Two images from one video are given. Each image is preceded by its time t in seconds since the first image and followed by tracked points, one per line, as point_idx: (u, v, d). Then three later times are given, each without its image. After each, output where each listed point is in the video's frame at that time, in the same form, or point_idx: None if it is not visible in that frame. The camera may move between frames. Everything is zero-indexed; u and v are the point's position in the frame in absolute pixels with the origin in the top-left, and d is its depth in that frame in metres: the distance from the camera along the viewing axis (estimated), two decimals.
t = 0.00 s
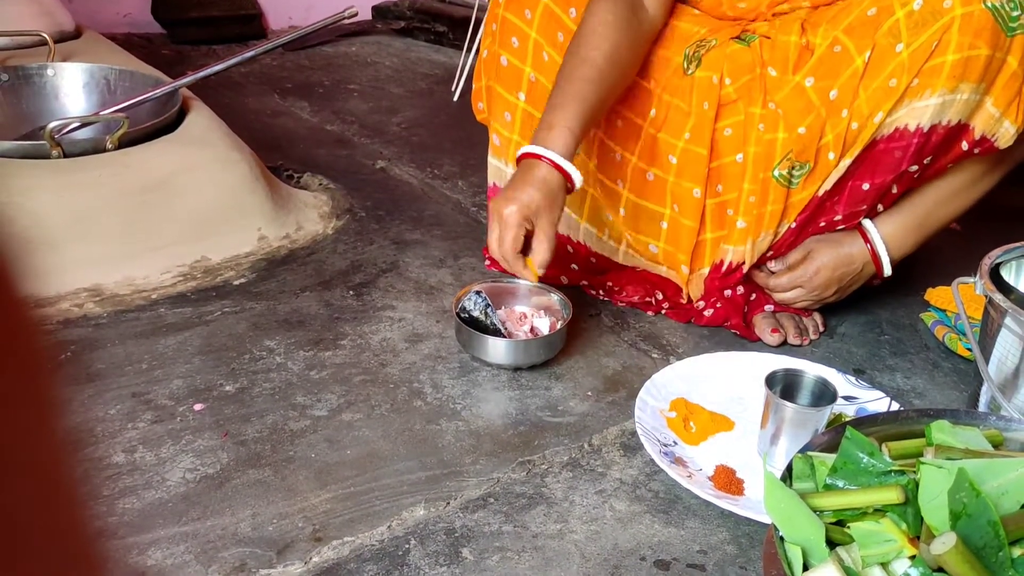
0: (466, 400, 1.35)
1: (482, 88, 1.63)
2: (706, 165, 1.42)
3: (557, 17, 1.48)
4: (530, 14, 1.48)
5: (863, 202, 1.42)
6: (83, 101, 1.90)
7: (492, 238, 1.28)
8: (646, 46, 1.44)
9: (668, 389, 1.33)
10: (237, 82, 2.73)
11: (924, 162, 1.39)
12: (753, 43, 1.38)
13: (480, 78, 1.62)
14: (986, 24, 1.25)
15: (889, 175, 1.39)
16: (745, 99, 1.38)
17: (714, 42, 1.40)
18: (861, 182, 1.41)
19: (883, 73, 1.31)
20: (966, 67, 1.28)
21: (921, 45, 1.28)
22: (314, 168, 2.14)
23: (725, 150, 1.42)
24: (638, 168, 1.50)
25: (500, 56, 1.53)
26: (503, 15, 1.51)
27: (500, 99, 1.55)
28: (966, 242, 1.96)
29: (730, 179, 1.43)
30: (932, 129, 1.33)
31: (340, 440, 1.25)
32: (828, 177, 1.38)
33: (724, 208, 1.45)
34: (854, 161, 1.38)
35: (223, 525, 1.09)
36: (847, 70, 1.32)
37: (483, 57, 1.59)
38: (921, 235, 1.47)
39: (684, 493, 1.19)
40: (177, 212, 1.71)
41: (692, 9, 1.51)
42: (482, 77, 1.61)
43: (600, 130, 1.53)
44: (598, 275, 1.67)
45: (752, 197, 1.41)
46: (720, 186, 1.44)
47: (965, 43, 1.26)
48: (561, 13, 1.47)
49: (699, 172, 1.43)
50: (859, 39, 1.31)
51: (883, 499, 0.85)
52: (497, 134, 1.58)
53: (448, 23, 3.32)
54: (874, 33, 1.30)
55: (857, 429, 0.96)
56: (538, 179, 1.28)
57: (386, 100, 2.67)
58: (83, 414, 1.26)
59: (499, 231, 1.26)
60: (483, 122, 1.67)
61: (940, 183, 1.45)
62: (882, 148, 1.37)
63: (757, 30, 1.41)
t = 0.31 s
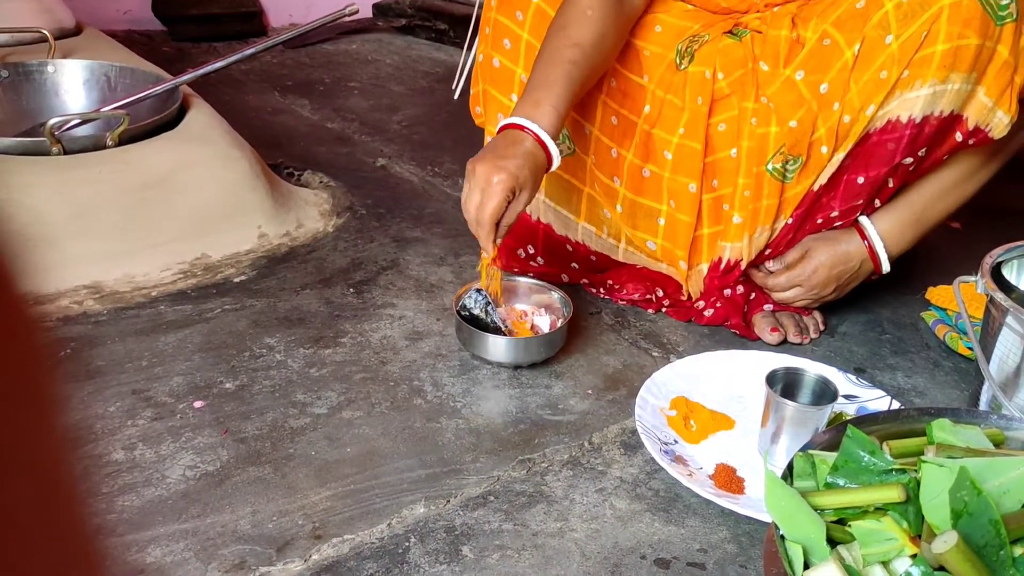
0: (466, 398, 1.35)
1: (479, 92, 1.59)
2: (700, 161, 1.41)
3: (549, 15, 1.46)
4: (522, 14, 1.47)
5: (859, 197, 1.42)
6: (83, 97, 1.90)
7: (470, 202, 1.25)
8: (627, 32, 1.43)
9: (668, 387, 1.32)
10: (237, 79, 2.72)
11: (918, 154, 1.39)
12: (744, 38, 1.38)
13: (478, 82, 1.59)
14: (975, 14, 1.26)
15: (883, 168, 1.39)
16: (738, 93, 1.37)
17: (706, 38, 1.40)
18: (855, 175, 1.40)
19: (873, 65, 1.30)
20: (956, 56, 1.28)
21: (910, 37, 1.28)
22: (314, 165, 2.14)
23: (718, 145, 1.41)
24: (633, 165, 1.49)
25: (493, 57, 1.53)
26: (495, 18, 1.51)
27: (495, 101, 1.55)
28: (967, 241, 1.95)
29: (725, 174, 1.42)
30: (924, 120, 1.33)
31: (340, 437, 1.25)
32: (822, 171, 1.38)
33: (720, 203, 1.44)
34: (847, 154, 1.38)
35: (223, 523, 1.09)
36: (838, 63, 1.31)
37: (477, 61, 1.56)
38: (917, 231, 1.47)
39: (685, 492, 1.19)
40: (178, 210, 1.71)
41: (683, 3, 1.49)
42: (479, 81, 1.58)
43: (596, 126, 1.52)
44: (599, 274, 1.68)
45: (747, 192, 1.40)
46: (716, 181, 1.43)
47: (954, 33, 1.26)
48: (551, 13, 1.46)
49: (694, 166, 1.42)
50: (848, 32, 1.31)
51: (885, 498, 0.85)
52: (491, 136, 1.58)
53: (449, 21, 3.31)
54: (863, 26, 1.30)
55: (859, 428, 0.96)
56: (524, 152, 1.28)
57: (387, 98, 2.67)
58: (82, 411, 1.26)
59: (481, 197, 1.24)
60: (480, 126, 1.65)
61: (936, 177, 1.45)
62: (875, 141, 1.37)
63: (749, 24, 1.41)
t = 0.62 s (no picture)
0: (467, 397, 1.35)
1: (480, 92, 1.59)
2: (701, 160, 1.41)
3: (550, 15, 1.45)
4: (523, 14, 1.47)
5: (860, 196, 1.42)
6: (85, 96, 1.90)
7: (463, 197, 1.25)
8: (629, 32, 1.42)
9: (671, 387, 1.32)
10: (239, 78, 2.72)
11: (920, 154, 1.38)
12: (745, 37, 1.38)
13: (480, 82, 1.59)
14: (975, 12, 1.25)
15: (885, 167, 1.38)
16: (739, 93, 1.37)
17: (707, 36, 1.40)
18: (857, 175, 1.40)
19: (874, 64, 1.30)
20: (957, 55, 1.27)
21: (911, 35, 1.27)
22: (316, 164, 2.14)
23: (719, 144, 1.40)
24: (634, 164, 1.48)
25: (494, 57, 1.52)
26: (497, 17, 1.50)
27: (496, 101, 1.55)
28: (969, 241, 1.95)
29: (726, 173, 1.41)
30: (925, 119, 1.33)
31: (341, 437, 1.25)
32: (823, 171, 1.39)
33: (721, 203, 1.44)
34: (848, 154, 1.38)
35: (224, 522, 1.09)
36: (839, 62, 1.31)
37: (479, 61, 1.57)
38: (919, 231, 1.46)
39: (687, 492, 1.19)
40: (179, 209, 1.71)
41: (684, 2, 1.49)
42: (480, 81, 1.58)
43: (597, 125, 1.51)
44: (599, 273, 1.67)
45: (748, 191, 1.39)
46: (717, 180, 1.42)
47: (955, 32, 1.26)
48: (552, 12, 1.45)
49: (695, 165, 1.41)
50: (849, 31, 1.30)
51: (888, 498, 0.85)
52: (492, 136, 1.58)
53: (450, 20, 3.31)
54: (864, 25, 1.30)
55: (862, 428, 0.95)
56: (520, 152, 1.27)
57: (388, 97, 2.66)
58: (84, 410, 1.26)
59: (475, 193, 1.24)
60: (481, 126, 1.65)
61: (939, 176, 1.44)
62: (877, 140, 1.37)
63: (749, 23, 1.41)
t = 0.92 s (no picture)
0: (470, 396, 1.35)
1: (485, 87, 1.60)
2: (707, 162, 1.40)
3: (558, 13, 1.46)
4: (531, 11, 1.47)
5: (867, 200, 1.42)
6: (88, 95, 1.90)
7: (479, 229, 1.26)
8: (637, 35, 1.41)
9: (674, 387, 1.32)
10: (242, 78, 2.72)
11: (927, 158, 1.39)
12: (753, 39, 1.36)
13: (483, 78, 1.59)
14: (984, 18, 1.26)
15: (892, 171, 1.39)
16: (746, 95, 1.36)
17: (714, 38, 1.38)
18: (864, 179, 1.41)
19: (883, 68, 1.30)
20: (966, 61, 1.27)
21: (921, 39, 1.27)
22: (318, 163, 2.14)
23: (725, 146, 1.40)
24: (640, 165, 1.48)
25: (501, 53, 1.52)
26: (504, 13, 1.50)
27: (502, 98, 1.55)
28: (972, 241, 1.95)
29: (731, 175, 1.41)
30: (934, 124, 1.33)
31: (344, 435, 1.25)
32: (830, 174, 1.39)
33: (726, 205, 1.44)
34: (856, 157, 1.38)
35: (227, 520, 1.09)
36: (848, 65, 1.31)
37: (484, 56, 1.57)
38: (925, 232, 1.46)
39: (690, 491, 1.19)
40: (182, 206, 1.71)
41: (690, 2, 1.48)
42: (485, 77, 1.59)
43: (603, 126, 1.51)
44: (603, 272, 1.67)
45: (754, 194, 1.40)
46: (722, 182, 1.42)
47: (964, 37, 1.26)
48: (562, 10, 1.46)
49: (700, 168, 1.41)
50: (859, 34, 1.30)
51: (893, 498, 0.85)
52: (499, 133, 1.58)
53: (453, 20, 3.31)
54: (874, 28, 1.29)
55: (866, 427, 0.95)
56: (532, 177, 1.27)
57: (390, 96, 2.66)
58: (86, 408, 1.26)
59: (491, 227, 1.26)
60: (485, 122, 1.65)
61: (946, 179, 1.44)
62: (884, 144, 1.37)
63: (757, 25, 1.40)
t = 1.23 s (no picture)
0: (470, 396, 1.35)
1: (487, 83, 1.62)
2: (714, 171, 1.40)
3: (568, 14, 1.44)
4: (541, 10, 1.46)
5: (872, 207, 1.42)
6: (88, 94, 1.90)
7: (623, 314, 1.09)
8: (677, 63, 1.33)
9: (674, 387, 1.32)
10: (242, 77, 2.72)
11: (935, 167, 1.38)
12: (764, 47, 1.35)
13: (486, 72, 1.61)
14: (998, 29, 1.24)
15: (900, 180, 1.38)
16: (755, 103, 1.36)
17: (724, 47, 1.36)
18: (870, 186, 1.40)
19: (894, 76, 1.30)
20: (977, 72, 1.27)
21: (933, 48, 1.27)
22: (319, 163, 2.14)
23: (732, 153, 1.40)
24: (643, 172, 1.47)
25: (508, 52, 1.52)
26: (513, 11, 1.50)
27: (508, 96, 1.54)
28: (972, 242, 1.95)
29: (739, 183, 1.41)
30: (943, 134, 1.33)
31: (345, 435, 1.25)
32: (838, 182, 1.39)
33: (731, 212, 1.44)
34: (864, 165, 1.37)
35: (227, 520, 1.09)
36: (860, 74, 1.30)
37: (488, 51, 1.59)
38: (928, 237, 1.46)
39: (691, 491, 1.19)
40: (183, 206, 1.71)
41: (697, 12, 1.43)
42: (488, 72, 1.61)
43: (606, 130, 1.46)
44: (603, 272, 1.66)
45: (761, 202, 1.40)
46: (728, 190, 1.42)
47: (977, 48, 1.25)
48: (570, 11, 1.44)
49: (707, 177, 1.41)
50: (871, 42, 1.30)
51: (893, 498, 0.85)
52: (503, 131, 1.57)
53: (454, 20, 3.31)
54: (886, 35, 1.29)
55: (866, 427, 0.95)
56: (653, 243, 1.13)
57: (391, 96, 2.66)
58: (87, 408, 1.26)
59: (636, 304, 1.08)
60: (486, 116, 1.67)
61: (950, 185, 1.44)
62: (893, 152, 1.37)
63: (767, 34, 1.38)
